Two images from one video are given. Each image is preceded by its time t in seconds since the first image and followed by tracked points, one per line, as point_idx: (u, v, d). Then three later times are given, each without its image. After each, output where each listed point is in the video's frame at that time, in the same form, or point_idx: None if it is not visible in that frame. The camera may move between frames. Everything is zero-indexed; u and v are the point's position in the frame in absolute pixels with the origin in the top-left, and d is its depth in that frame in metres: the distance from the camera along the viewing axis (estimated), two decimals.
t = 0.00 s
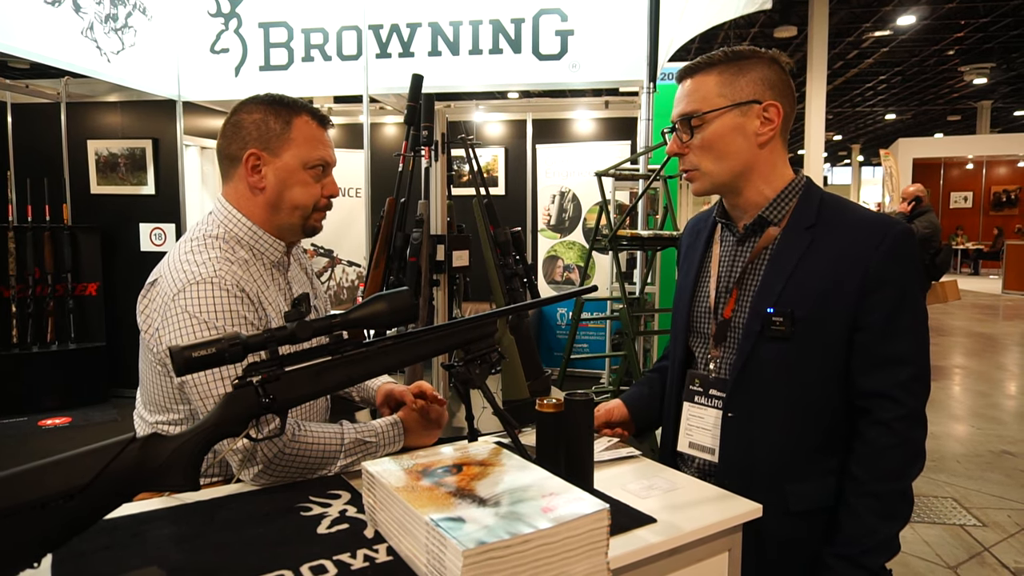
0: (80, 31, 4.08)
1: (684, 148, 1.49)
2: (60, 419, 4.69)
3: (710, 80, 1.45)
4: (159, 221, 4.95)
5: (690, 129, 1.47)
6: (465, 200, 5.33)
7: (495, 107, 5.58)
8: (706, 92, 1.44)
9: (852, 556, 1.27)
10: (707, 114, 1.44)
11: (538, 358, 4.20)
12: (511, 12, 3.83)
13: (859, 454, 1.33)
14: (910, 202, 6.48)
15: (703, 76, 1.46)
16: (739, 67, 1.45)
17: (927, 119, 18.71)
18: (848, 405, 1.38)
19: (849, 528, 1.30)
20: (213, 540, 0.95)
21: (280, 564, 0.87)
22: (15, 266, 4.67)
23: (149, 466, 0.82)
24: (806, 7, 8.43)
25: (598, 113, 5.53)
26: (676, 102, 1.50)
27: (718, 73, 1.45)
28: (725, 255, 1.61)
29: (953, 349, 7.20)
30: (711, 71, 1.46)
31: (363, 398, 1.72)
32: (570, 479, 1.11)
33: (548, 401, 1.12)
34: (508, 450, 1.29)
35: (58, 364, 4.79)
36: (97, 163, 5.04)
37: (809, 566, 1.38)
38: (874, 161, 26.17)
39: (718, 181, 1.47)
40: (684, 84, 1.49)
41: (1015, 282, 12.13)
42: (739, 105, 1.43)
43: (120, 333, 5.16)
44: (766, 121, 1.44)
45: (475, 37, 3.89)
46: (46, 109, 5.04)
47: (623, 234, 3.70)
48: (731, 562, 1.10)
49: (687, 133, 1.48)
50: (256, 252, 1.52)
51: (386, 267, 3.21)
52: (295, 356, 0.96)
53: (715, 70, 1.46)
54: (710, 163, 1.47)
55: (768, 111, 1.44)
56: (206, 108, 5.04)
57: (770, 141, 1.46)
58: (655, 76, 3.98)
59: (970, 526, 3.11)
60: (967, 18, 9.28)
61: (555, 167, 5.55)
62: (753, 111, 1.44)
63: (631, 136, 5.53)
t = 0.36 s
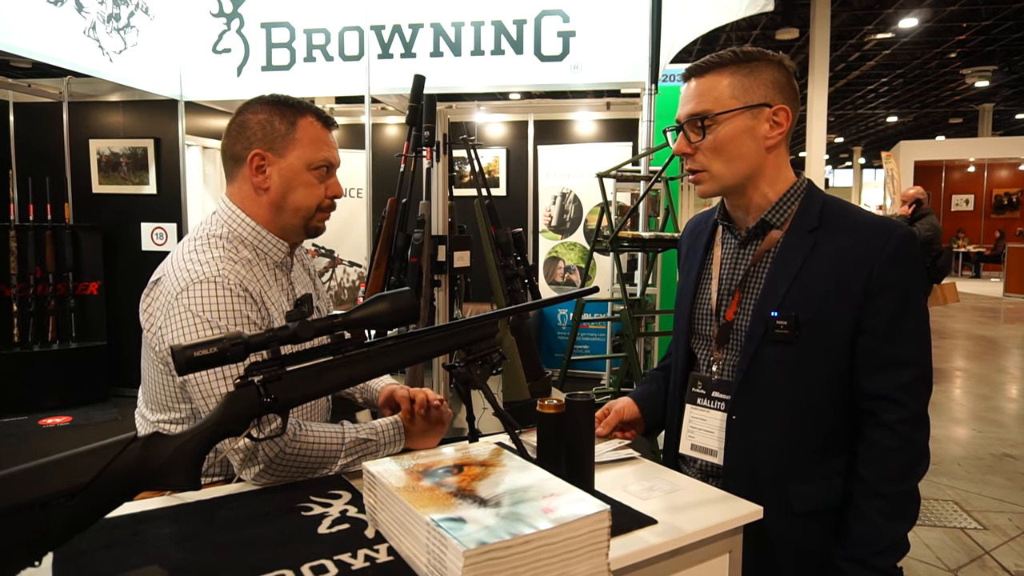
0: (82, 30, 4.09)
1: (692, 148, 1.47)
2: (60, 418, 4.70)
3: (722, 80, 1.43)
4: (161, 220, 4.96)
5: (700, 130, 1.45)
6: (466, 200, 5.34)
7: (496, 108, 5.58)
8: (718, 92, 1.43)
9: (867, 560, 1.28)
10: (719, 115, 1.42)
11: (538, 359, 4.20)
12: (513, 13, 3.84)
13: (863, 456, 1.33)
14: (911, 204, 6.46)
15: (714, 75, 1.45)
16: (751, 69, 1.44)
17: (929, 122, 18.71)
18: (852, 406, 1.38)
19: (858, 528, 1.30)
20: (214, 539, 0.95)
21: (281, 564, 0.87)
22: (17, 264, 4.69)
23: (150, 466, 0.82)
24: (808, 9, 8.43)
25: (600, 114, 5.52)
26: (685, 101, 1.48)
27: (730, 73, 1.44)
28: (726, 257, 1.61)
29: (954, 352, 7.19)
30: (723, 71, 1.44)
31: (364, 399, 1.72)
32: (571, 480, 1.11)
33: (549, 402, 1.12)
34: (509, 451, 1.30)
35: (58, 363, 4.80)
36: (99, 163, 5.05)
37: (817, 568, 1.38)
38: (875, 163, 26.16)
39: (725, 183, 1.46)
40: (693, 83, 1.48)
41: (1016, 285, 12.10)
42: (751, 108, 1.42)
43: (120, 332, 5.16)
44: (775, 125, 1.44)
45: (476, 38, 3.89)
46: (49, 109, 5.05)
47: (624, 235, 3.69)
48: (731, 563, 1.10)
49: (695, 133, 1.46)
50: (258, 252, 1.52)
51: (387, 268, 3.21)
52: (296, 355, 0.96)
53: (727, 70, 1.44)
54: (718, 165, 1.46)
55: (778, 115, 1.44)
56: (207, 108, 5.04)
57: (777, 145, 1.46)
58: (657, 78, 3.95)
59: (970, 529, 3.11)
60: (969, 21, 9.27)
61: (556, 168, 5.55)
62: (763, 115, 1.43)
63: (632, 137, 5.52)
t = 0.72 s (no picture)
0: (82, 29, 4.08)
1: (695, 147, 1.46)
2: (60, 417, 4.70)
3: (726, 79, 1.43)
4: (160, 219, 4.96)
5: (704, 128, 1.45)
6: (466, 199, 5.34)
7: (496, 106, 5.58)
8: (722, 91, 1.43)
9: (857, 554, 1.27)
10: (723, 114, 1.42)
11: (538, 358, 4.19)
12: (513, 12, 3.84)
13: (862, 454, 1.33)
14: (911, 203, 6.45)
15: (717, 74, 1.44)
16: (756, 69, 1.44)
17: (929, 120, 18.70)
18: (851, 404, 1.38)
19: (852, 526, 1.30)
20: (212, 538, 0.95)
21: (279, 562, 0.87)
22: (16, 263, 4.68)
23: (150, 465, 0.82)
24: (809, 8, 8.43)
25: (600, 113, 5.51)
26: (688, 99, 1.47)
27: (734, 72, 1.43)
28: (726, 256, 1.61)
29: (954, 350, 7.20)
30: (727, 70, 1.44)
31: (365, 398, 1.72)
32: (570, 478, 1.11)
33: (549, 401, 1.12)
34: (509, 449, 1.29)
35: (58, 362, 4.80)
36: (99, 161, 5.04)
37: (817, 566, 1.38)
38: (875, 162, 26.13)
39: (726, 182, 1.46)
40: (696, 81, 1.47)
41: (1016, 284, 12.10)
42: (754, 107, 1.42)
43: (120, 331, 5.16)
44: (778, 126, 1.44)
45: (476, 36, 3.89)
46: (49, 107, 5.05)
47: (623, 234, 3.70)
48: (730, 562, 1.10)
49: (699, 132, 1.45)
50: (257, 251, 1.52)
51: (387, 266, 3.20)
52: (296, 354, 0.96)
53: (731, 69, 1.44)
54: (720, 164, 1.45)
55: (780, 115, 1.44)
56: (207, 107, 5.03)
57: (778, 146, 1.46)
58: (657, 77, 3.96)
59: (970, 528, 3.11)
60: (969, 19, 9.26)
61: (556, 166, 5.54)
62: (766, 114, 1.43)
63: (632, 136, 5.52)
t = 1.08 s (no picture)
0: (80, 28, 4.08)
1: (694, 146, 1.46)
2: (60, 416, 4.70)
3: (724, 78, 1.43)
4: (159, 219, 4.96)
5: (702, 127, 1.45)
6: (465, 198, 5.34)
7: (495, 105, 5.56)
8: (720, 89, 1.42)
9: (855, 552, 1.27)
10: (722, 113, 1.42)
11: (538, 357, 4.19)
12: (512, 10, 3.83)
13: (859, 452, 1.33)
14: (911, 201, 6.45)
15: (715, 73, 1.44)
16: (755, 68, 1.44)
17: (928, 118, 18.69)
18: (849, 403, 1.38)
19: (850, 524, 1.30)
20: (211, 538, 0.95)
21: (278, 562, 0.87)
22: (15, 263, 4.68)
23: (149, 464, 0.82)
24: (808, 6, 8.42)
25: (599, 111, 5.51)
26: (686, 98, 1.47)
27: (732, 71, 1.43)
28: (725, 255, 1.61)
29: (953, 348, 7.20)
30: (726, 69, 1.44)
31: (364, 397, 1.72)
32: (569, 478, 1.11)
33: (548, 400, 1.11)
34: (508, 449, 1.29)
35: (58, 362, 4.79)
36: (97, 161, 5.04)
37: (815, 565, 1.38)
38: (874, 159, 26.12)
39: (727, 181, 1.45)
40: (694, 80, 1.47)
41: (1015, 281, 12.11)
42: (752, 106, 1.42)
43: (120, 330, 5.17)
44: (776, 124, 1.44)
45: (475, 35, 3.88)
46: (47, 107, 5.04)
47: (623, 233, 3.69)
48: (728, 561, 1.10)
49: (697, 131, 1.45)
50: (255, 251, 1.52)
51: (386, 265, 3.20)
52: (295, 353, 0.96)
53: (729, 68, 1.44)
54: (720, 163, 1.45)
55: (778, 113, 1.44)
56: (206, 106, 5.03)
57: (777, 144, 1.46)
58: (656, 75, 3.95)
59: (969, 525, 3.12)
60: (969, 17, 9.26)
61: (555, 165, 5.54)
62: (764, 113, 1.43)
63: (631, 134, 5.52)
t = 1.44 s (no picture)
0: (78, 28, 4.07)
1: (696, 145, 1.46)
2: (58, 416, 4.69)
3: (726, 77, 1.43)
4: (158, 218, 4.95)
5: (705, 126, 1.44)
6: (463, 198, 5.34)
7: (494, 104, 5.56)
8: (723, 88, 1.42)
9: (855, 552, 1.27)
10: (726, 112, 1.42)
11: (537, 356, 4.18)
12: (510, 10, 3.83)
13: (859, 452, 1.33)
14: (910, 200, 6.44)
15: (718, 71, 1.44)
16: (759, 69, 1.44)
17: (927, 117, 18.70)
18: (848, 402, 1.38)
19: (850, 524, 1.30)
20: (208, 538, 0.94)
21: (276, 562, 0.87)
22: (13, 263, 4.67)
23: (146, 464, 0.82)
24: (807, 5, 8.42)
25: (597, 111, 5.49)
26: (687, 96, 1.47)
27: (735, 70, 1.43)
28: (724, 255, 1.61)
29: (952, 347, 7.21)
30: (728, 68, 1.43)
31: (364, 396, 1.71)
32: (568, 477, 1.10)
33: (545, 399, 1.11)
34: (506, 448, 1.29)
35: (56, 362, 4.79)
36: (96, 161, 5.03)
37: (814, 565, 1.38)
38: (873, 158, 26.11)
39: (727, 179, 1.45)
40: (696, 79, 1.47)
41: (1014, 280, 12.12)
42: (755, 106, 1.42)
43: (118, 330, 5.16)
44: (778, 124, 1.44)
45: (474, 34, 3.88)
46: (45, 107, 5.03)
47: (621, 232, 3.70)
48: (727, 561, 1.10)
49: (700, 129, 1.45)
50: (250, 251, 1.52)
51: (385, 265, 3.19)
52: (293, 353, 0.96)
53: (731, 67, 1.43)
54: (722, 161, 1.45)
55: (780, 114, 1.44)
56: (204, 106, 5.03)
57: (777, 145, 1.46)
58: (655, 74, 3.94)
59: (968, 524, 3.12)
60: (967, 16, 9.26)
61: (553, 165, 5.56)
62: (766, 113, 1.43)
63: (630, 134, 5.52)
